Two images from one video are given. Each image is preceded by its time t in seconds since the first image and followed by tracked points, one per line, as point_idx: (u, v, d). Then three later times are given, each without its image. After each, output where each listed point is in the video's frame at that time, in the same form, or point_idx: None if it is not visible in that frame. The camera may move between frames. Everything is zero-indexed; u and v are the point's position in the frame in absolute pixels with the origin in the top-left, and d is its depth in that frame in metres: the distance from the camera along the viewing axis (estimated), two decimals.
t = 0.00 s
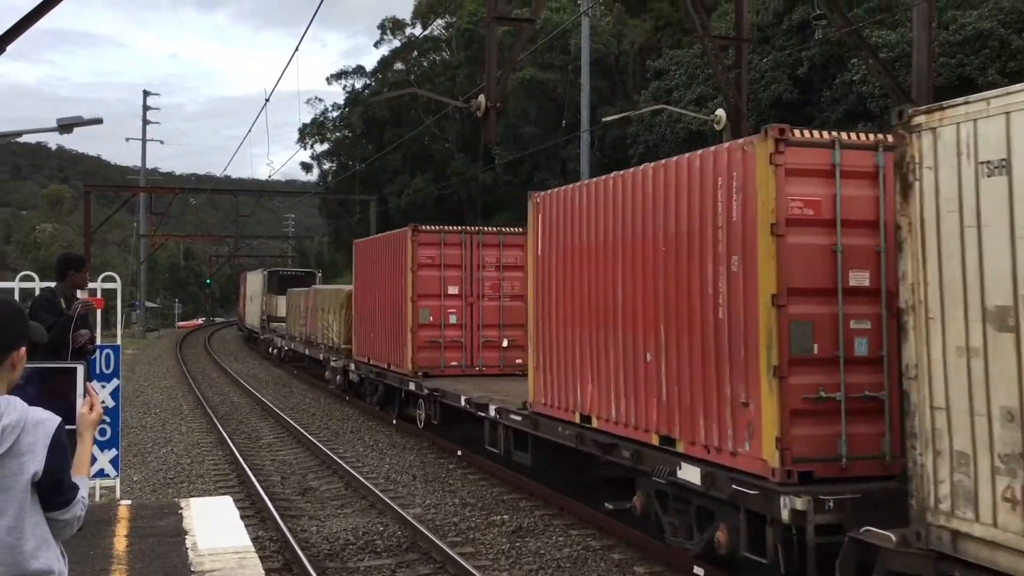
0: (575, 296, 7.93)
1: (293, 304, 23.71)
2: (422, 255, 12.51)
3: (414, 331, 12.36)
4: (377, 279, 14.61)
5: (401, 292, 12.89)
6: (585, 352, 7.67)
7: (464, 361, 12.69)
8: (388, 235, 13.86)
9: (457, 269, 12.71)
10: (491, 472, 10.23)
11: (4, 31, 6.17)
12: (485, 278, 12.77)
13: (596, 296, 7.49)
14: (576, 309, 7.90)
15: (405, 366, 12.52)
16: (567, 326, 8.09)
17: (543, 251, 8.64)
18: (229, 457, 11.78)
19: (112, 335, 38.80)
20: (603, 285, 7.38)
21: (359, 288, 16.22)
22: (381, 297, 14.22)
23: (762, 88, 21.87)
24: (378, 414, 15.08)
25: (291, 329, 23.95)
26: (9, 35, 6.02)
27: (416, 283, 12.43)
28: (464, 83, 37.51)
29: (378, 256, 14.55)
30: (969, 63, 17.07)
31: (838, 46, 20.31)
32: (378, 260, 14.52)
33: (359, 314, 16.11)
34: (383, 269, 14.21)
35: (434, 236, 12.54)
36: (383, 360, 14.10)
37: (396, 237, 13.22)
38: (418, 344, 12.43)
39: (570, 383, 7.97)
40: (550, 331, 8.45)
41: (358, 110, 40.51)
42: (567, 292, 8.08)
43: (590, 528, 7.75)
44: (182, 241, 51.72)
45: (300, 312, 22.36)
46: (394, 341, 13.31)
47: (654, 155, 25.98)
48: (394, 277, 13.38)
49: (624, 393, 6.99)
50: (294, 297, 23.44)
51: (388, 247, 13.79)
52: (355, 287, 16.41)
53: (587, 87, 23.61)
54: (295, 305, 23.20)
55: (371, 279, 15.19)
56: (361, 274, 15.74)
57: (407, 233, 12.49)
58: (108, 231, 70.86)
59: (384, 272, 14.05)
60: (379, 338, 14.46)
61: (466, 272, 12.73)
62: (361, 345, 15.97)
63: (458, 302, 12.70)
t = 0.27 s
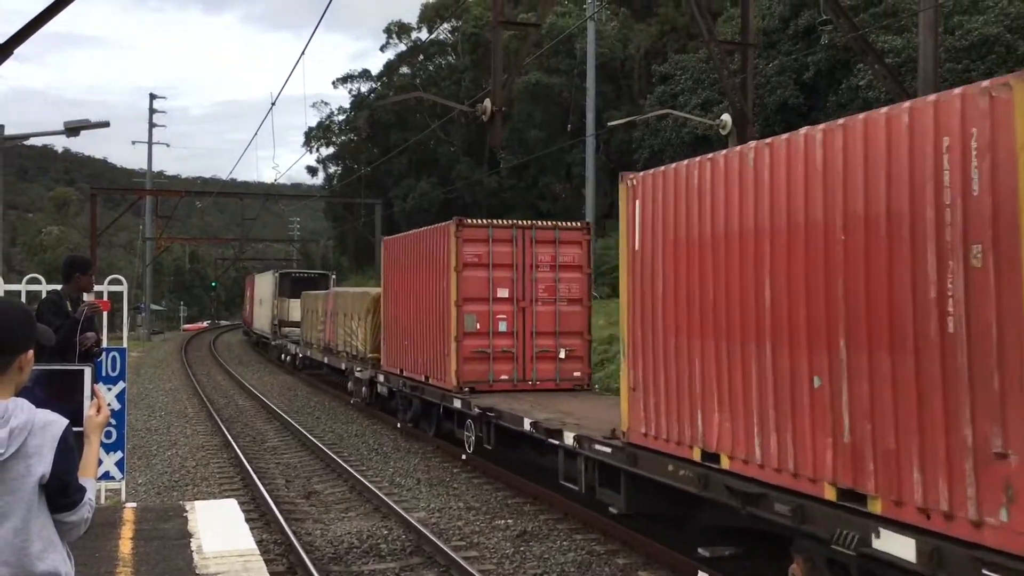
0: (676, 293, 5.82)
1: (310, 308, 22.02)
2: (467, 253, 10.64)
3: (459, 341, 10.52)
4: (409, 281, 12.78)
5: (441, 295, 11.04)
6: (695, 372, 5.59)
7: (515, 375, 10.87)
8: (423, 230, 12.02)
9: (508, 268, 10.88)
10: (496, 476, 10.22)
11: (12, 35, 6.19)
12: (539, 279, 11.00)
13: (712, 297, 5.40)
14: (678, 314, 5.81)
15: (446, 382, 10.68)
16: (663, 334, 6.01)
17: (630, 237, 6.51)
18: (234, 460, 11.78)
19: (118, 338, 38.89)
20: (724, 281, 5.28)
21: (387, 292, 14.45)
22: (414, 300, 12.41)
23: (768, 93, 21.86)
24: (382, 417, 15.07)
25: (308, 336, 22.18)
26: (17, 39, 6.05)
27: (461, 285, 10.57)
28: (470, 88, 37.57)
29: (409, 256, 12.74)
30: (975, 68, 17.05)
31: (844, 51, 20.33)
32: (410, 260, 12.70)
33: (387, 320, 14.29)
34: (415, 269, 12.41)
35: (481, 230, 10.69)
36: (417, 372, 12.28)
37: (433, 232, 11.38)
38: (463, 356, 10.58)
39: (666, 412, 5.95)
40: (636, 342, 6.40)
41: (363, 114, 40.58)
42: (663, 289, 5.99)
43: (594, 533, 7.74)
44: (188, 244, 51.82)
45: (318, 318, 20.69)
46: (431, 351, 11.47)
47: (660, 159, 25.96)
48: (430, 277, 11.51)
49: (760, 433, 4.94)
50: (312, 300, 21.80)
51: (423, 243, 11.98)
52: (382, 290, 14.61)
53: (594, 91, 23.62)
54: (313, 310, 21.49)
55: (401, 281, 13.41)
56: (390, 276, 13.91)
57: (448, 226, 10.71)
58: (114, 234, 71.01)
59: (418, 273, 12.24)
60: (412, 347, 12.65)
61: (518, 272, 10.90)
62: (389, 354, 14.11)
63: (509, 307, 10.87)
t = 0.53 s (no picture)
0: (852, 272, 4.22)
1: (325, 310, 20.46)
2: (524, 244, 9.09)
3: (516, 347, 8.97)
4: (446, 281, 11.24)
5: (491, 293, 9.46)
6: (826, 383, 4.40)
7: (579, 387, 9.31)
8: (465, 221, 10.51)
9: (570, 262, 9.36)
10: (497, 475, 10.21)
11: (12, 34, 6.19)
12: (605, 274, 9.48)
13: (909, 283, 3.86)
14: (805, 312, 4.57)
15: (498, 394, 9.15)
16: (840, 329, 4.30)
17: (779, 199, 4.83)
18: (234, 459, 11.78)
19: (118, 337, 38.91)
20: (939, 263, 3.71)
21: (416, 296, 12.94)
22: (454, 301, 10.86)
23: (769, 91, 21.83)
24: (383, 416, 15.05)
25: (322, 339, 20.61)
26: (18, 39, 6.05)
27: (517, 281, 9.01)
28: (470, 86, 37.55)
29: (445, 253, 11.22)
30: (976, 67, 17.03)
31: (846, 50, 20.31)
32: (447, 256, 11.16)
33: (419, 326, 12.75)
34: (455, 266, 10.87)
35: (539, 217, 9.17)
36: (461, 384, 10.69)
37: (481, 220, 9.86)
38: (519, 362, 9.01)
39: (840, 434, 4.28)
40: (790, 340, 4.69)
41: (364, 112, 40.56)
42: (835, 267, 4.33)
43: (595, 532, 7.75)
44: (189, 243, 51.84)
45: (335, 318, 19.10)
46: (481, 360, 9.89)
47: (661, 158, 25.95)
48: (478, 274, 9.96)
49: (907, 462, 3.84)
50: (327, 299, 20.18)
51: (466, 235, 10.44)
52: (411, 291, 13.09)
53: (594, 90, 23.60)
54: (329, 311, 19.92)
55: (435, 282, 11.85)
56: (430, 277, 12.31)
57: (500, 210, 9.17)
58: (115, 233, 71.01)
59: (459, 270, 10.71)
60: (453, 354, 11.06)
61: (581, 266, 9.37)
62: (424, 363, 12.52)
63: (572, 307, 9.35)
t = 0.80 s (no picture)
0: None
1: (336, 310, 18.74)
2: (596, 232, 7.44)
3: (588, 355, 7.33)
4: (490, 278, 9.60)
5: (555, 291, 7.84)
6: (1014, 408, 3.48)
7: (663, 404, 7.62)
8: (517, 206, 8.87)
9: (651, 253, 7.69)
10: (492, 473, 10.22)
11: (4, 33, 6.16)
12: (691, 267, 7.80)
13: None
14: None
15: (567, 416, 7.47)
16: None
17: None
18: (230, 458, 11.77)
19: (113, 335, 38.87)
20: None
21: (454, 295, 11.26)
22: (501, 301, 9.21)
23: (763, 89, 21.84)
24: (379, 415, 15.04)
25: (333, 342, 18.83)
26: (10, 37, 6.03)
27: (588, 276, 7.37)
28: (464, 84, 37.53)
29: (490, 245, 9.59)
30: (970, 65, 17.19)
31: (840, 48, 20.38)
32: (493, 249, 9.51)
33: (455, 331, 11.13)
34: (502, 260, 9.23)
35: (615, 199, 7.53)
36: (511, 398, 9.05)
37: (539, 204, 8.23)
38: (590, 376, 7.35)
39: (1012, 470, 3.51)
40: None
41: (358, 111, 40.51)
42: None
43: (590, 531, 7.75)
44: (183, 242, 51.77)
45: (348, 318, 17.40)
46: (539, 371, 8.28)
47: (655, 156, 25.98)
48: (535, 268, 8.35)
49: None
50: (338, 298, 18.48)
51: (517, 224, 8.82)
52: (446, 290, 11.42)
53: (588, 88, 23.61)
54: (340, 312, 18.19)
55: (475, 279, 10.17)
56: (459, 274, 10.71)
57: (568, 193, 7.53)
58: (109, 232, 70.89)
59: (509, 265, 9.05)
60: (500, 363, 9.40)
61: (664, 259, 7.70)
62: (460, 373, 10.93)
63: (654, 307, 7.67)
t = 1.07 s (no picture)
0: None
1: (348, 313, 17.00)
2: (707, 215, 5.73)
3: (697, 373, 5.59)
4: (552, 277, 7.96)
5: (649, 292, 6.18)
6: None
7: (792, 435, 5.80)
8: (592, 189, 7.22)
9: (773, 244, 5.94)
10: (485, 476, 10.17)
11: None
12: (824, 257, 6.02)
13: None
14: None
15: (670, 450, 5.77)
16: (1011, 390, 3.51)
17: None
18: (221, 460, 11.72)
19: (103, 338, 38.70)
20: None
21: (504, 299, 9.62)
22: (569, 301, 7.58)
23: (755, 91, 21.88)
24: (371, 418, 14.99)
25: (345, 347, 17.09)
26: None
27: (695, 270, 5.65)
28: (456, 86, 37.50)
29: (553, 238, 7.93)
30: (961, 66, 17.25)
31: (831, 50, 20.45)
32: (557, 242, 7.85)
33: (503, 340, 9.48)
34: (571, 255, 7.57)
35: (731, 174, 5.82)
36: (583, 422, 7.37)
37: (625, 185, 6.59)
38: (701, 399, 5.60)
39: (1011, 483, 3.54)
40: None
41: (349, 112, 40.43)
42: None
43: (584, 532, 7.74)
44: (174, 243, 51.60)
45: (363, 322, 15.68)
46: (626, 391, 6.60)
47: (647, 157, 26.01)
48: (619, 264, 6.69)
49: None
50: (351, 300, 16.75)
51: (590, 210, 7.17)
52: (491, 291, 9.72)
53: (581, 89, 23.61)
54: (354, 315, 16.45)
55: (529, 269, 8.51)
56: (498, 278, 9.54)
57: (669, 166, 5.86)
58: (99, 234, 70.60)
59: (580, 261, 7.39)
60: (565, 378, 7.74)
61: (792, 251, 5.92)
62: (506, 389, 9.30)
63: (777, 311, 5.89)
